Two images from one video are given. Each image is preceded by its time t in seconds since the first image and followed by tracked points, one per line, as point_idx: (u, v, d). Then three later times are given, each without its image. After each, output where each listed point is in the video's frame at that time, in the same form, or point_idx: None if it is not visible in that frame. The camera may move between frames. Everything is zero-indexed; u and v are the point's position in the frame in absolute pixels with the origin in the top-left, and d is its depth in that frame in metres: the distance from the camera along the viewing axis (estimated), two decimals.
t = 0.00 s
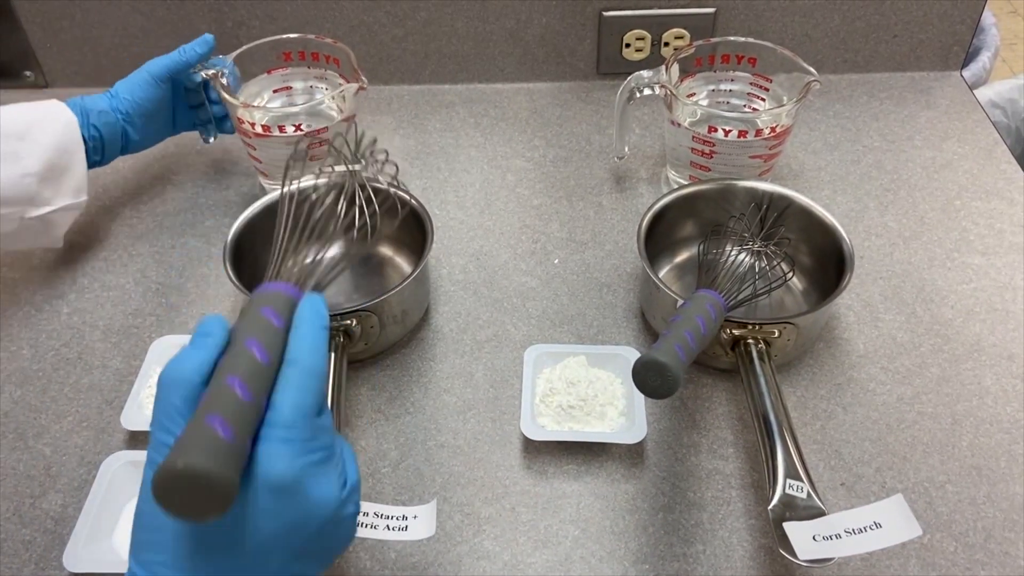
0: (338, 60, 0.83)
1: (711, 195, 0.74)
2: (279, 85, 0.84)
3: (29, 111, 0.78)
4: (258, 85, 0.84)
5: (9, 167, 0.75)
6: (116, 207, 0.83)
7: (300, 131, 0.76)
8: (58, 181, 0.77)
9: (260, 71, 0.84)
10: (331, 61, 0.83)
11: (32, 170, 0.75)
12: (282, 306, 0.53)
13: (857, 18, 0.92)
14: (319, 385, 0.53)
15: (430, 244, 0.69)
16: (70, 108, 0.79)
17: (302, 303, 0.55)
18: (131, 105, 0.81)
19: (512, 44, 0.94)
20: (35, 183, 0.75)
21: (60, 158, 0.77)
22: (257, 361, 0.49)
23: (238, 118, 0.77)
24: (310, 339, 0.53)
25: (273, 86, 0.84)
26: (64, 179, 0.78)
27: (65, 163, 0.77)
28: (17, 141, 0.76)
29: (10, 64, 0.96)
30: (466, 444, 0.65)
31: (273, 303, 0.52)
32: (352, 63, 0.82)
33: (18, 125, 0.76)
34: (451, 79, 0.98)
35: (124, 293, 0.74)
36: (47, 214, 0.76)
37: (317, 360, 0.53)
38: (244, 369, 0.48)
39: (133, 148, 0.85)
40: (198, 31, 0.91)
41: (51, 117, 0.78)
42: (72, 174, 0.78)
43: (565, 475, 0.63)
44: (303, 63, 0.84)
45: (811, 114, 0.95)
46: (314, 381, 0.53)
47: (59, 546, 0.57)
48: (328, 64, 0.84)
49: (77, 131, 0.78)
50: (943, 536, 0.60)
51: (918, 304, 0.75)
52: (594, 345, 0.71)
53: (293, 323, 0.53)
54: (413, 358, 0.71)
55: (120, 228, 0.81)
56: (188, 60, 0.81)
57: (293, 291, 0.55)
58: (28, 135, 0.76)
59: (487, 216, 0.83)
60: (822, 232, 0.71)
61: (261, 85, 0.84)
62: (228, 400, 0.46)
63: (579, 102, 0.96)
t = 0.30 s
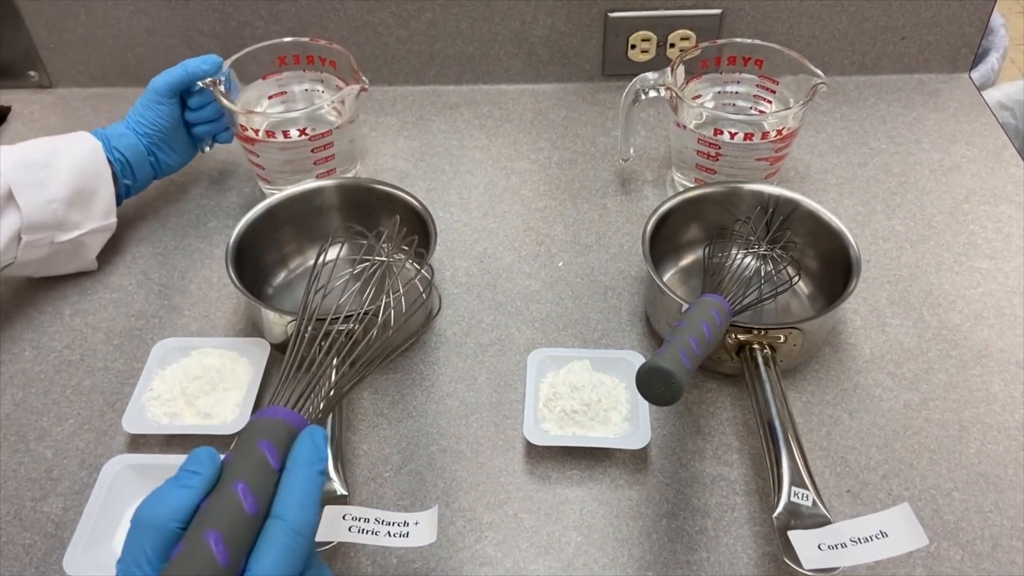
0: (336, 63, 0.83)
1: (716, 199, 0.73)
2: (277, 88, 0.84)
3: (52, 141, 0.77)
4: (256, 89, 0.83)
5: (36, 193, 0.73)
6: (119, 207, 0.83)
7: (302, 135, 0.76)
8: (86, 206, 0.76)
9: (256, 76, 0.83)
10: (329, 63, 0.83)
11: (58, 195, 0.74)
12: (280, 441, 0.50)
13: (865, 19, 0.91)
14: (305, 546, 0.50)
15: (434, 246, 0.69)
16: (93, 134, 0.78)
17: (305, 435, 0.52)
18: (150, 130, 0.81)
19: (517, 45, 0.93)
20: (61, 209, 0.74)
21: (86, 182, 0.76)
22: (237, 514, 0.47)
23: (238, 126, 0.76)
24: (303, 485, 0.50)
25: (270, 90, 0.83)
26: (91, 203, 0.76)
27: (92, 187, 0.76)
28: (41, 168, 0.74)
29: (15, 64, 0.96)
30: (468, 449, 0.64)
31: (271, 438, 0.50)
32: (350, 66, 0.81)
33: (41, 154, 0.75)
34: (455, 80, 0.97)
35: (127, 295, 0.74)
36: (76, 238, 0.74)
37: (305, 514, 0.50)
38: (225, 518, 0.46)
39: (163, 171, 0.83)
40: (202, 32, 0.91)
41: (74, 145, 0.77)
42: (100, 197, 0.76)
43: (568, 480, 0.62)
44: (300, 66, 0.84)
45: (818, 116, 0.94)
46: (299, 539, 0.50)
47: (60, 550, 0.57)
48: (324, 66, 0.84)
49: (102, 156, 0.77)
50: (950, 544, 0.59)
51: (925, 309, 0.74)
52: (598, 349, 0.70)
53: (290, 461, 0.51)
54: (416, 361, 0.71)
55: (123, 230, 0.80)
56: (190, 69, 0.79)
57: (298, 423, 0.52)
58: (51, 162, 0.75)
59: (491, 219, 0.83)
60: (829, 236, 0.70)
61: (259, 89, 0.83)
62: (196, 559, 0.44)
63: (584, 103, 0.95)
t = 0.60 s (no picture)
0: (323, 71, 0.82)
1: (727, 202, 0.72)
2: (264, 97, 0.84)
3: (38, 157, 0.75)
4: (242, 95, 0.83)
5: (26, 210, 0.71)
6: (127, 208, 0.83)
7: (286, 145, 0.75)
8: (79, 219, 0.74)
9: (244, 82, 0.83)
10: (316, 72, 0.82)
11: (50, 210, 0.72)
12: (268, 444, 0.49)
13: (877, 21, 0.91)
14: (298, 551, 0.49)
15: (441, 249, 0.68)
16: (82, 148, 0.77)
17: (294, 434, 0.50)
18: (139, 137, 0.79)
19: (526, 46, 0.93)
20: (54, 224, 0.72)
21: (79, 195, 0.74)
22: (224, 523, 0.46)
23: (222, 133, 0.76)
24: (294, 490, 0.49)
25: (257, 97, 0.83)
26: (84, 217, 0.75)
27: (85, 200, 0.74)
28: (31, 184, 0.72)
29: (23, 64, 0.96)
30: (475, 453, 0.64)
31: (260, 441, 0.49)
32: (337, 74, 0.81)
33: (30, 169, 0.73)
34: (463, 81, 0.97)
35: (134, 296, 0.74)
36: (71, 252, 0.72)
37: (296, 517, 0.49)
38: (213, 528, 0.45)
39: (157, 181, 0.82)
40: (210, 32, 0.91)
41: (63, 159, 0.75)
42: (93, 210, 0.75)
43: (576, 485, 0.62)
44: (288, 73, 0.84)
45: (829, 118, 0.93)
46: (292, 545, 0.49)
47: (66, 554, 0.57)
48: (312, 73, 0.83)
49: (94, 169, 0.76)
50: (962, 553, 0.58)
51: (937, 314, 0.73)
52: (606, 353, 0.70)
53: (280, 462, 0.49)
54: (423, 364, 0.70)
55: (130, 230, 0.80)
56: (176, 75, 0.78)
57: (287, 422, 0.51)
58: (41, 178, 0.73)
59: (499, 221, 0.82)
60: (840, 240, 0.70)
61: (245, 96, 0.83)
62: (184, 571, 0.43)
63: (592, 105, 0.95)
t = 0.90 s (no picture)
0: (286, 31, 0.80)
1: (740, 204, 0.72)
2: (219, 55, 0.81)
3: None
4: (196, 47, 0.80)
5: None
6: (137, 207, 0.82)
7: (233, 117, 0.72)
8: (15, 176, 0.74)
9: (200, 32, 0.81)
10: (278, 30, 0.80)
11: None
12: (278, 457, 0.48)
13: (891, 22, 0.90)
14: (311, 564, 0.49)
15: (452, 251, 0.68)
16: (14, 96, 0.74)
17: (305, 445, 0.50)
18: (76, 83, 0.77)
19: (537, 46, 0.92)
20: None
21: (14, 155, 0.73)
22: (239, 544, 0.45)
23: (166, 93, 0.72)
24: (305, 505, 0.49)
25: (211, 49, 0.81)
26: (20, 173, 0.74)
27: (20, 158, 0.73)
28: None
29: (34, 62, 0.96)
30: (486, 456, 0.64)
31: (268, 454, 0.48)
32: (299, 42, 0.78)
33: None
34: (474, 82, 0.97)
35: (144, 296, 0.74)
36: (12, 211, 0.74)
37: (309, 531, 0.49)
38: (227, 551, 0.45)
39: (92, 129, 0.80)
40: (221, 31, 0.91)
41: None
42: (31, 166, 0.75)
43: (588, 489, 0.61)
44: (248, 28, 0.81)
45: (842, 120, 0.93)
46: (306, 558, 0.49)
47: (76, 554, 0.57)
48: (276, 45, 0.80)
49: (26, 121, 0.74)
50: (977, 560, 0.58)
51: (952, 318, 0.73)
52: (618, 356, 0.69)
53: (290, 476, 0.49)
54: (434, 366, 0.70)
55: (140, 229, 0.80)
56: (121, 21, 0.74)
57: (295, 430, 0.50)
58: None
59: (510, 222, 0.82)
60: (854, 243, 0.69)
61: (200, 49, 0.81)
62: None
63: (604, 105, 0.94)
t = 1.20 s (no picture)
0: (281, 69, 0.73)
1: (755, 205, 0.71)
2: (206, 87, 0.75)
3: None
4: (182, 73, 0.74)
5: None
6: (149, 206, 0.82)
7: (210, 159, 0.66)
8: None
9: (192, 55, 0.74)
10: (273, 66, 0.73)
11: None
12: (303, 505, 0.48)
13: (906, 22, 0.89)
14: None
15: (465, 252, 0.68)
16: None
17: (328, 492, 0.50)
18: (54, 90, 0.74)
19: (549, 46, 0.92)
20: None
21: None
22: None
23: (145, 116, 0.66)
24: (332, 553, 0.48)
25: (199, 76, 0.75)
26: None
27: None
28: None
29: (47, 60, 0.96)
30: (498, 457, 0.63)
31: (294, 502, 0.47)
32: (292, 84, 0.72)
33: None
34: (485, 81, 0.96)
35: (156, 295, 0.74)
36: None
37: None
38: None
39: (64, 132, 0.78)
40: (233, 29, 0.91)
41: None
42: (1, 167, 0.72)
43: (601, 492, 0.61)
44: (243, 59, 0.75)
45: (856, 120, 0.92)
46: None
47: (89, 554, 0.57)
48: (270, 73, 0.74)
49: None
50: (993, 566, 0.57)
51: (968, 322, 0.72)
52: (631, 358, 0.69)
53: (315, 526, 0.48)
54: (446, 367, 0.70)
55: (153, 228, 0.80)
56: (107, 37, 0.71)
57: (316, 475, 0.49)
58: None
59: (522, 222, 0.82)
60: (870, 245, 0.68)
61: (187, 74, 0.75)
62: None
63: (616, 106, 0.94)
